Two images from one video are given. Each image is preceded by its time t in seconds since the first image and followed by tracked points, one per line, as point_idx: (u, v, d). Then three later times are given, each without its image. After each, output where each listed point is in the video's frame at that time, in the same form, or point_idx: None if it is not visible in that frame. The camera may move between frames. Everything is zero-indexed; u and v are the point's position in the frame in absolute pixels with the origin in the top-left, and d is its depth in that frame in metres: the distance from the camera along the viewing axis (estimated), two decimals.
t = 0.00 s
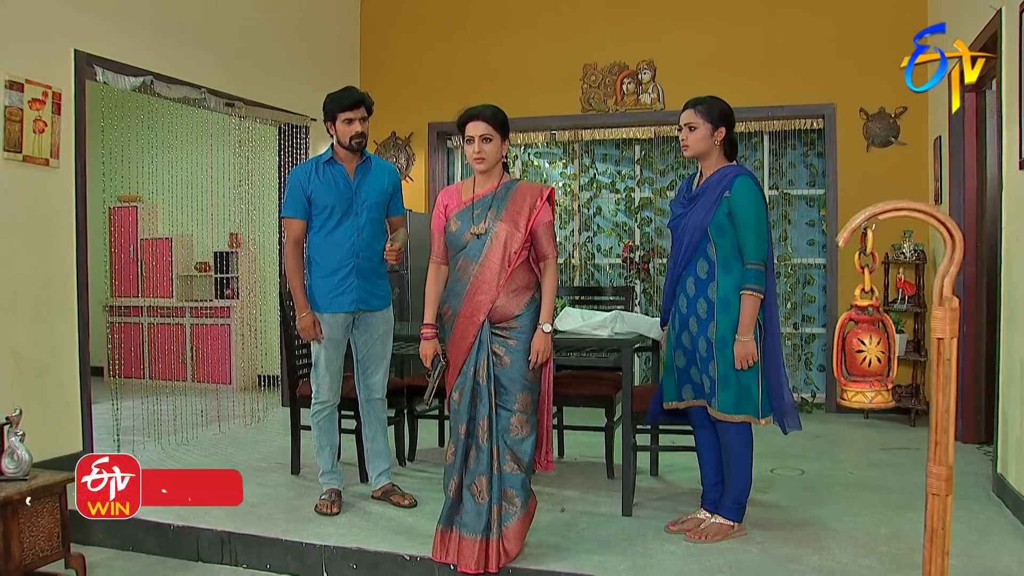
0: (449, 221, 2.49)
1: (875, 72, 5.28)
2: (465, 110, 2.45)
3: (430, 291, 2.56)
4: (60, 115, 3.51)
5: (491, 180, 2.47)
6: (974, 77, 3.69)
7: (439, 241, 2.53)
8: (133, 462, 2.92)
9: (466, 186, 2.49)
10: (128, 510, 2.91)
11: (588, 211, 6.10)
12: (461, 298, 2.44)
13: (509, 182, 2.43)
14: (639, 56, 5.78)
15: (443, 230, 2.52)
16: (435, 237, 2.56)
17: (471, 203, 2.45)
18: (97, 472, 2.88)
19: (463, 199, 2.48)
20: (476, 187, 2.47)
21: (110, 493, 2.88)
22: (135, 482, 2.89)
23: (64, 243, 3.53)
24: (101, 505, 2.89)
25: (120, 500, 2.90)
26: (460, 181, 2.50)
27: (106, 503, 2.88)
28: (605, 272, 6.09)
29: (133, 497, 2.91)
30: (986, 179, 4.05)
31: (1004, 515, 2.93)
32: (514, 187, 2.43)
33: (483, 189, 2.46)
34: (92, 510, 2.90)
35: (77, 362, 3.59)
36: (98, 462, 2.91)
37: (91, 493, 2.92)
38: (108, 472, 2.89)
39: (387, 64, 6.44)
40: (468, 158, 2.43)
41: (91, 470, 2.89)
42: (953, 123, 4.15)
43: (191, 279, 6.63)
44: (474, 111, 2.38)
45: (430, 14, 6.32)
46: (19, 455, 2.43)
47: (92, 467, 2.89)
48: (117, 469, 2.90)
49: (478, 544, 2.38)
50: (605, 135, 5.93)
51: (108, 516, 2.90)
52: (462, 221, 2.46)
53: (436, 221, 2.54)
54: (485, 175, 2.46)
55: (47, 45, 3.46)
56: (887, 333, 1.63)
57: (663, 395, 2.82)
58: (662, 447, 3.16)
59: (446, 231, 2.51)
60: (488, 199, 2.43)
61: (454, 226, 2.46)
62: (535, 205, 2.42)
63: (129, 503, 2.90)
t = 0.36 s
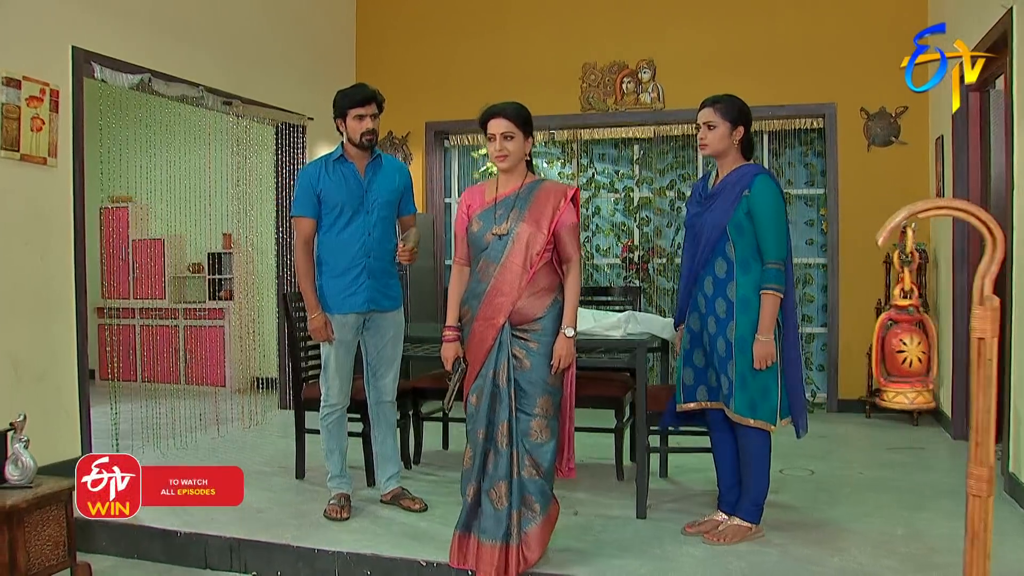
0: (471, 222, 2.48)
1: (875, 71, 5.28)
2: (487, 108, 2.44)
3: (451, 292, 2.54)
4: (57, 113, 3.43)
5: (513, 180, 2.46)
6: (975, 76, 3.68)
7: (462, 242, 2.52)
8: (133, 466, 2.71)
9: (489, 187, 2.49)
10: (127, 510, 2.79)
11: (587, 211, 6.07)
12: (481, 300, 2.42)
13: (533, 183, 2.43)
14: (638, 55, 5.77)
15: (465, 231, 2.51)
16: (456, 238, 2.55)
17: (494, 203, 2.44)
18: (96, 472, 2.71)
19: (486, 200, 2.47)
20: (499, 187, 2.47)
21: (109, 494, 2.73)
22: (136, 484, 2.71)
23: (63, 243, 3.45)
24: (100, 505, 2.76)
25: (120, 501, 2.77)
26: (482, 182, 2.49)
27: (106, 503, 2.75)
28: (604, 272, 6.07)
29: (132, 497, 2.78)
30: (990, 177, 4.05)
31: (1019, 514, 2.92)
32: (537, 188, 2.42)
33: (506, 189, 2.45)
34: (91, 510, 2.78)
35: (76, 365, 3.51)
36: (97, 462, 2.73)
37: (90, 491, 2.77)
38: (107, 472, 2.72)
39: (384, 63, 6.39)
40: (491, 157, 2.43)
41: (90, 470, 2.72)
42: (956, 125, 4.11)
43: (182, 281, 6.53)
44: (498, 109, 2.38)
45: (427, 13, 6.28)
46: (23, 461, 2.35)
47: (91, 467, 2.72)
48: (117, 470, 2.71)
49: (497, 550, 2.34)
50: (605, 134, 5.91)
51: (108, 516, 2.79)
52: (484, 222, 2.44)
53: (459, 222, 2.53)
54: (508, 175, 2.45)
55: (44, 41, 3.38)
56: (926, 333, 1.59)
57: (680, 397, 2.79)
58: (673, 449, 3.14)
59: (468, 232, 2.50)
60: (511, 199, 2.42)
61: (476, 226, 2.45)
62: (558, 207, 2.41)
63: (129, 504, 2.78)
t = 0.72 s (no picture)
0: (495, 221, 2.44)
1: (868, 72, 5.31)
2: (513, 105, 2.41)
3: (471, 293, 2.49)
4: (48, 107, 3.31)
5: (538, 179, 2.43)
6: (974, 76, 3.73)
7: (484, 242, 2.48)
8: (133, 466, 2.67)
9: (514, 186, 2.46)
10: (128, 510, 2.77)
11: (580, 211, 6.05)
12: (504, 301, 2.37)
13: (559, 182, 2.40)
14: (633, 54, 5.75)
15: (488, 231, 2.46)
16: (478, 238, 2.51)
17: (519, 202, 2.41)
18: (97, 472, 2.65)
19: (511, 199, 2.44)
20: (524, 186, 2.44)
21: (109, 494, 2.68)
22: (136, 484, 2.69)
23: (54, 242, 3.33)
24: (101, 505, 2.71)
25: (120, 500, 2.73)
26: (507, 180, 2.47)
27: (107, 503, 2.71)
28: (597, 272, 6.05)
29: (132, 497, 2.75)
30: (989, 177, 4.08)
31: None
32: (564, 188, 2.40)
33: (531, 188, 2.42)
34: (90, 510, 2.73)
35: (67, 368, 3.39)
36: (98, 462, 2.66)
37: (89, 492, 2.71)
38: (107, 472, 2.66)
39: (374, 61, 6.31)
40: (516, 154, 2.40)
41: (90, 470, 2.65)
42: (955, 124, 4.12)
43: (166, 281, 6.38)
44: (525, 105, 2.36)
45: (417, 9, 6.21)
46: (24, 469, 2.23)
47: (92, 467, 2.65)
48: (117, 470, 2.66)
49: (522, 559, 2.27)
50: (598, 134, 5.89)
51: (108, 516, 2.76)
52: (509, 221, 2.40)
53: (482, 221, 2.49)
54: (533, 173, 2.43)
55: (33, 31, 3.26)
56: (985, 332, 1.33)
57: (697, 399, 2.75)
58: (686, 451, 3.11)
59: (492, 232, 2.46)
60: (537, 199, 2.39)
61: (501, 225, 2.41)
62: (585, 208, 2.39)
63: (128, 504, 2.76)
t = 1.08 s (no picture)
0: (522, 220, 2.39)
1: (861, 74, 5.35)
2: (542, 101, 2.35)
3: (496, 295, 2.43)
4: (40, 100, 3.16)
5: (567, 177, 2.38)
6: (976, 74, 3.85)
7: (510, 242, 2.43)
8: (133, 467, 2.44)
9: (541, 184, 2.40)
10: (128, 510, 2.57)
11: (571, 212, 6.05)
12: (534, 303, 2.31)
13: (589, 181, 2.36)
14: (627, 53, 5.72)
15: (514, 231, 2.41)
16: (503, 238, 2.45)
17: (548, 201, 2.35)
18: (97, 472, 2.45)
19: (538, 198, 2.38)
20: (552, 184, 2.39)
21: (109, 494, 2.48)
22: (138, 485, 2.46)
23: (46, 241, 3.19)
24: (100, 505, 2.51)
25: (120, 500, 2.53)
26: (534, 178, 2.42)
27: (107, 503, 2.51)
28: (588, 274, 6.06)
29: (133, 497, 2.54)
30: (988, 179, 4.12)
31: None
32: (594, 187, 2.36)
33: (560, 187, 2.37)
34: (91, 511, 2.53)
35: (59, 373, 3.25)
36: (98, 461, 2.46)
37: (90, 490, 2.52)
38: (108, 472, 2.45)
39: (362, 58, 6.21)
40: (545, 152, 2.35)
41: (92, 470, 2.46)
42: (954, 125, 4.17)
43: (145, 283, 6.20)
44: (556, 101, 2.31)
45: (408, 6, 6.12)
46: (32, 482, 2.11)
47: (93, 467, 2.46)
48: (117, 470, 2.44)
49: (555, 567, 2.22)
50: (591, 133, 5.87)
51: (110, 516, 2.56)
52: (538, 221, 2.34)
53: (507, 221, 2.43)
54: (561, 171, 2.38)
55: (24, 21, 3.11)
56: None
57: (718, 403, 2.73)
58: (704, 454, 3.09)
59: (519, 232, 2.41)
60: (566, 197, 2.34)
61: (529, 226, 2.35)
62: (616, 207, 2.35)
63: (129, 504, 2.56)
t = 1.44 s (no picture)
0: (547, 219, 2.33)
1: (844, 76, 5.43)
2: (569, 97, 2.32)
3: (520, 295, 2.37)
4: (25, 88, 3.00)
5: (592, 175, 2.33)
6: (975, 75, 3.96)
7: (533, 241, 2.36)
8: (136, 465, 2.21)
9: (566, 182, 2.35)
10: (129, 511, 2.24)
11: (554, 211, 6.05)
12: (561, 304, 2.25)
13: (616, 179, 2.31)
14: (614, 52, 5.70)
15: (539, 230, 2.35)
16: (525, 237, 2.39)
17: (574, 199, 2.30)
18: (95, 472, 2.19)
19: (563, 196, 2.33)
20: (577, 182, 2.34)
21: (109, 494, 2.19)
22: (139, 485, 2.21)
23: (30, 237, 3.03)
24: (100, 506, 2.20)
25: (121, 500, 2.22)
26: (559, 175, 2.37)
27: (105, 504, 2.19)
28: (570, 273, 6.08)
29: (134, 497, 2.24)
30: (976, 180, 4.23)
31: None
32: (620, 184, 2.31)
33: (585, 185, 2.32)
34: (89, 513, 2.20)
35: (43, 376, 3.09)
36: (96, 460, 2.21)
37: (86, 489, 2.20)
38: (107, 472, 2.20)
39: (343, 54, 6.09)
40: (572, 149, 2.31)
41: (90, 469, 2.20)
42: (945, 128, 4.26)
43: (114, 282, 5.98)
44: (584, 97, 2.28)
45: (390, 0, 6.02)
46: (38, 494, 1.98)
47: (91, 466, 2.21)
48: (118, 470, 2.20)
49: (586, 572, 2.16)
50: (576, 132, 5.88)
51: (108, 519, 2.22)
52: (565, 219, 2.29)
53: (531, 219, 2.37)
54: (587, 169, 2.33)
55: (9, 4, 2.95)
56: None
57: (737, 403, 2.74)
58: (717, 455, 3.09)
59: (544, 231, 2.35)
60: (593, 195, 2.29)
61: (556, 224, 2.29)
62: (643, 205, 2.30)
63: (130, 503, 2.23)
